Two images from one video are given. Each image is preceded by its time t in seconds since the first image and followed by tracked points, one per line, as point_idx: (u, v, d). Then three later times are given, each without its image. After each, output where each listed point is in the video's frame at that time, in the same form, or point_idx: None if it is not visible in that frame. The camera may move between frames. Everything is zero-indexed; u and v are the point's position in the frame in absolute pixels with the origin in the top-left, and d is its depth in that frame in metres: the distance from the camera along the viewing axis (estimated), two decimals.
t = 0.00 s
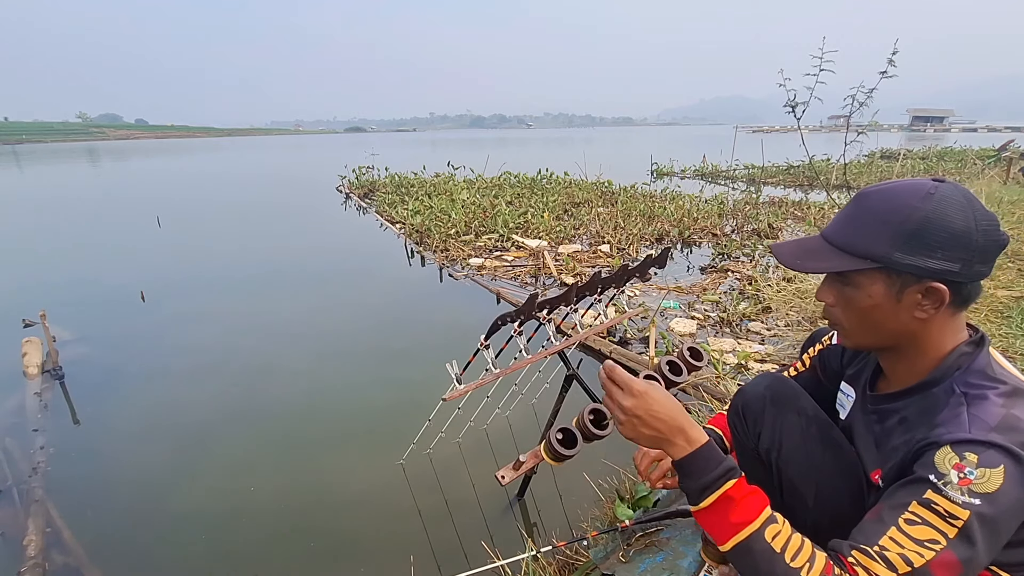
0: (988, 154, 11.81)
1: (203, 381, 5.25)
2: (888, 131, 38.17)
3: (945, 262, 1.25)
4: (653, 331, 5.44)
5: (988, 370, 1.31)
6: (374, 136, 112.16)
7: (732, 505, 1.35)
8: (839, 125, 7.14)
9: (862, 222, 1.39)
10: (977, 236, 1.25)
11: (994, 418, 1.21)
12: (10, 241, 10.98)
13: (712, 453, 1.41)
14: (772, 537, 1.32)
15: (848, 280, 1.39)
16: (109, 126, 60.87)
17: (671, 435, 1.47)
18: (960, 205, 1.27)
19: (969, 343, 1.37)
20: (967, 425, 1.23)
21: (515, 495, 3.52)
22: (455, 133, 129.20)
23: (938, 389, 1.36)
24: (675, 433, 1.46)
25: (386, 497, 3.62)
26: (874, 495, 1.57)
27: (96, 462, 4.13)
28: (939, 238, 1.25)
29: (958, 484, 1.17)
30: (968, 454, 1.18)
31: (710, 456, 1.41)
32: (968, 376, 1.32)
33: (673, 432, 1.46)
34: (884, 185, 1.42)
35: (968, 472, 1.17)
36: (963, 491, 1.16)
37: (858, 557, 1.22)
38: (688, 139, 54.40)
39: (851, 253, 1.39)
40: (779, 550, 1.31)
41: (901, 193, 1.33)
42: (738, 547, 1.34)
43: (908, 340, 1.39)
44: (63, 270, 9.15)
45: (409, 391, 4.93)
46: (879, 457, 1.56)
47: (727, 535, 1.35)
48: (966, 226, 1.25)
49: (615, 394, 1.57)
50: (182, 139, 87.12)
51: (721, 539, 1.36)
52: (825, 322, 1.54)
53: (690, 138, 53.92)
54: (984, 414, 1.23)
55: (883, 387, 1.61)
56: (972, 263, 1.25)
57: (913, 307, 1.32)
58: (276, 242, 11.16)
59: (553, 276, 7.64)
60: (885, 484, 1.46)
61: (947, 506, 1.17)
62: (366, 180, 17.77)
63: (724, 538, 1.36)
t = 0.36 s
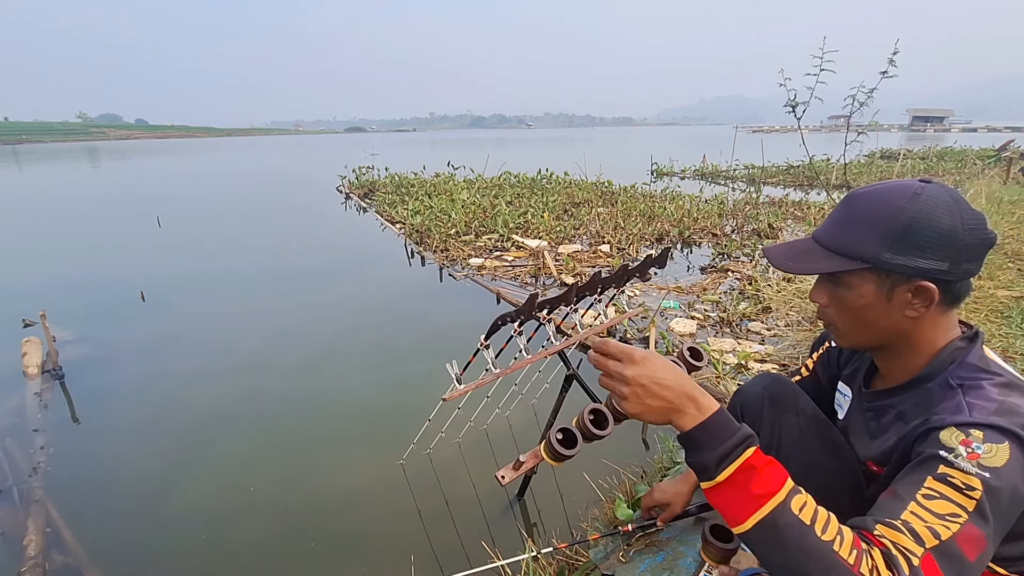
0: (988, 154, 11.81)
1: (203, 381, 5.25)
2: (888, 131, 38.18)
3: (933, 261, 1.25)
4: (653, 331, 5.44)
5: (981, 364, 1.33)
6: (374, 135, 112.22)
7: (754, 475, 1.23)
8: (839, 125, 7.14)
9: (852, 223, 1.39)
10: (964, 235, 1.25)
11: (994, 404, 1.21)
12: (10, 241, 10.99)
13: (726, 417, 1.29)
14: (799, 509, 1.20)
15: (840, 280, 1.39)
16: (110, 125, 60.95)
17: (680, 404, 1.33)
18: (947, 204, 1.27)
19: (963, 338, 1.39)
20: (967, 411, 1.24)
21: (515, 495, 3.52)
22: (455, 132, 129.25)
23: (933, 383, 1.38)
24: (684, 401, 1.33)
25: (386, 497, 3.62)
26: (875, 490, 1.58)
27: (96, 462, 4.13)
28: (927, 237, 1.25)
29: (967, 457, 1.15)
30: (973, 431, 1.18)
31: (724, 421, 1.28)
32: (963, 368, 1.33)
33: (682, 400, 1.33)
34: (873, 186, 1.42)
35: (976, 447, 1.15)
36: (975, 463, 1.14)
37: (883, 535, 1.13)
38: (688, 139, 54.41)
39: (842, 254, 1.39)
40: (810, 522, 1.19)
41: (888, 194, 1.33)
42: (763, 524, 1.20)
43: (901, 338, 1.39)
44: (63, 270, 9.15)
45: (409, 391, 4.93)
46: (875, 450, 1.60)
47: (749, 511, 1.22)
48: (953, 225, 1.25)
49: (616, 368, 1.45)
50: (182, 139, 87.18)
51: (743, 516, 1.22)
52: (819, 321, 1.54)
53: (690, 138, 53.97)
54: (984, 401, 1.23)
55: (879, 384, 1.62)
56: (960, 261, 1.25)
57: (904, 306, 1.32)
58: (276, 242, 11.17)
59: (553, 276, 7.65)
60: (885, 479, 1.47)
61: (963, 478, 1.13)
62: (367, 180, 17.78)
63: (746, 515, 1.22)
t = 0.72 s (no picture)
0: (988, 153, 11.79)
1: (203, 381, 5.24)
2: (888, 131, 38.17)
3: (934, 259, 1.25)
4: (653, 331, 5.44)
5: (984, 359, 1.33)
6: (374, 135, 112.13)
7: (780, 475, 1.12)
8: (839, 125, 7.14)
9: (857, 219, 1.37)
10: (967, 233, 1.24)
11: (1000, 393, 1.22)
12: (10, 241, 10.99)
13: (732, 412, 1.17)
14: (835, 502, 1.11)
15: (842, 276, 1.39)
16: (109, 125, 60.93)
17: (679, 408, 1.17)
18: (952, 202, 1.26)
19: (966, 333, 1.39)
20: (973, 400, 1.24)
21: (515, 495, 3.52)
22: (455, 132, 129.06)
23: (936, 376, 1.38)
24: (684, 403, 1.17)
25: (386, 497, 3.62)
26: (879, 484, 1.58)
27: (96, 462, 4.13)
28: (930, 236, 1.24)
29: (983, 441, 1.14)
30: (985, 416, 1.18)
31: (733, 417, 1.16)
32: (965, 362, 1.33)
33: (681, 402, 1.17)
34: (879, 182, 1.40)
35: (990, 430, 1.15)
36: (993, 444, 1.13)
37: (916, 512, 1.09)
38: (688, 139, 54.36)
39: (845, 250, 1.38)
40: (849, 513, 1.08)
41: (892, 191, 1.31)
42: (804, 528, 1.09)
43: (902, 334, 1.40)
44: (63, 270, 9.15)
45: (409, 391, 4.94)
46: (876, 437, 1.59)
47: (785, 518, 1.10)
48: (956, 223, 1.24)
49: (598, 381, 1.22)
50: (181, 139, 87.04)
51: (780, 520, 1.11)
52: (820, 317, 1.54)
53: (690, 138, 53.90)
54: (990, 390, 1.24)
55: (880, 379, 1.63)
56: (961, 259, 1.25)
57: (905, 303, 1.32)
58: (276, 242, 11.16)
59: (553, 276, 7.64)
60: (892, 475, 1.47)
61: (983, 458, 1.12)
62: (366, 180, 17.77)
63: (782, 523, 1.11)
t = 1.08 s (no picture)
0: (988, 154, 11.83)
1: (203, 382, 5.24)
2: (887, 132, 38.20)
3: (965, 257, 1.14)
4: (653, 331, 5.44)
5: (989, 355, 1.29)
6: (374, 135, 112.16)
7: (813, 427, 0.85)
8: (839, 125, 7.14)
9: (882, 209, 1.23)
10: (998, 231, 1.14)
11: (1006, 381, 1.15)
12: (11, 241, 11.00)
13: (750, 359, 0.89)
14: (868, 453, 0.86)
15: (863, 270, 1.26)
16: (109, 124, 60.89)
17: (698, 359, 0.85)
18: (987, 197, 1.14)
19: (975, 331, 1.36)
20: (980, 384, 1.16)
21: (515, 495, 3.52)
22: (455, 132, 129.31)
23: (940, 371, 1.34)
24: (705, 352, 0.86)
25: (386, 498, 3.62)
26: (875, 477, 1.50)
27: (96, 463, 4.13)
28: (964, 233, 1.13)
29: (991, 417, 1.03)
30: (994, 398, 1.08)
31: (751, 364, 0.88)
32: (971, 357, 1.29)
33: (698, 350, 0.86)
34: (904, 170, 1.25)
35: (1000, 408, 1.04)
36: (1002, 420, 1.01)
37: (932, 465, 0.95)
38: (688, 139, 54.39)
39: (869, 241, 1.24)
40: (882, 463, 0.85)
41: (925, 181, 1.17)
42: (844, 485, 0.83)
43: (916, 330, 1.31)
44: (64, 270, 9.16)
45: (408, 391, 4.93)
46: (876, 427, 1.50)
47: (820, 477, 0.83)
48: (991, 220, 1.13)
49: (599, 332, 0.88)
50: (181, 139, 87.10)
51: (815, 480, 0.83)
52: (829, 310, 1.42)
53: (689, 137, 53.92)
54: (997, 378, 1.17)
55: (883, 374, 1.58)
56: (989, 260, 1.15)
57: (927, 301, 1.22)
58: (276, 242, 11.17)
59: (552, 276, 7.64)
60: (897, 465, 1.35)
61: (995, 430, 1.00)
62: (366, 180, 17.78)
63: (816, 483, 0.83)
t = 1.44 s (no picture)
0: (987, 154, 11.86)
1: (203, 381, 5.24)
2: (887, 132, 38.15)
3: (1011, 259, 1.12)
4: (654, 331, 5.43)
5: (1004, 353, 1.25)
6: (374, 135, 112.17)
7: (812, 361, 0.89)
8: (839, 125, 7.14)
9: (930, 201, 1.20)
10: None
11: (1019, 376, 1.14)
12: (11, 241, 11.01)
13: (747, 292, 0.92)
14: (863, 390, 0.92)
15: (898, 260, 1.24)
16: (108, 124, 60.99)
17: (695, 286, 0.88)
18: None
19: (994, 331, 1.31)
20: (994, 373, 1.16)
21: (515, 495, 3.51)
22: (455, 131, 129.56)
23: (954, 367, 1.30)
24: (706, 281, 0.89)
25: (387, 498, 3.62)
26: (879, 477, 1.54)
27: (95, 463, 4.13)
28: (1014, 233, 1.11)
29: (1002, 398, 1.04)
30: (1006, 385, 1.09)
31: (750, 296, 0.91)
32: (986, 356, 1.25)
33: (698, 278, 0.89)
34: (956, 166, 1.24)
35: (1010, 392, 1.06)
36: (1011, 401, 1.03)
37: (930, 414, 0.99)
38: (688, 138, 54.41)
39: (911, 233, 1.22)
40: (875, 400, 0.91)
41: (979, 178, 1.15)
42: (840, 419, 0.88)
43: (940, 327, 1.29)
44: (64, 270, 9.17)
45: (409, 390, 4.94)
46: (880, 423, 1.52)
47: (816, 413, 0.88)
48: None
49: (601, 245, 0.90)
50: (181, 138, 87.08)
51: (809, 417, 0.88)
52: (851, 297, 1.41)
53: (689, 137, 53.86)
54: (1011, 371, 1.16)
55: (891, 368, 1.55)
56: None
57: (958, 299, 1.21)
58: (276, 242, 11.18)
59: (552, 276, 7.65)
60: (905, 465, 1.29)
61: (1002, 409, 1.01)
62: (366, 180, 17.79)
63: (812, 417, 0.88)
